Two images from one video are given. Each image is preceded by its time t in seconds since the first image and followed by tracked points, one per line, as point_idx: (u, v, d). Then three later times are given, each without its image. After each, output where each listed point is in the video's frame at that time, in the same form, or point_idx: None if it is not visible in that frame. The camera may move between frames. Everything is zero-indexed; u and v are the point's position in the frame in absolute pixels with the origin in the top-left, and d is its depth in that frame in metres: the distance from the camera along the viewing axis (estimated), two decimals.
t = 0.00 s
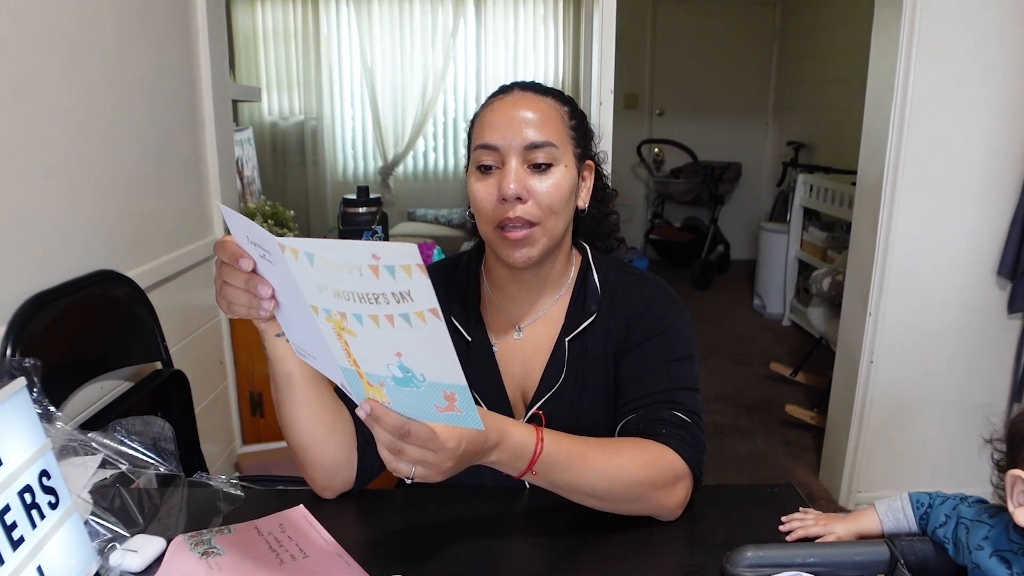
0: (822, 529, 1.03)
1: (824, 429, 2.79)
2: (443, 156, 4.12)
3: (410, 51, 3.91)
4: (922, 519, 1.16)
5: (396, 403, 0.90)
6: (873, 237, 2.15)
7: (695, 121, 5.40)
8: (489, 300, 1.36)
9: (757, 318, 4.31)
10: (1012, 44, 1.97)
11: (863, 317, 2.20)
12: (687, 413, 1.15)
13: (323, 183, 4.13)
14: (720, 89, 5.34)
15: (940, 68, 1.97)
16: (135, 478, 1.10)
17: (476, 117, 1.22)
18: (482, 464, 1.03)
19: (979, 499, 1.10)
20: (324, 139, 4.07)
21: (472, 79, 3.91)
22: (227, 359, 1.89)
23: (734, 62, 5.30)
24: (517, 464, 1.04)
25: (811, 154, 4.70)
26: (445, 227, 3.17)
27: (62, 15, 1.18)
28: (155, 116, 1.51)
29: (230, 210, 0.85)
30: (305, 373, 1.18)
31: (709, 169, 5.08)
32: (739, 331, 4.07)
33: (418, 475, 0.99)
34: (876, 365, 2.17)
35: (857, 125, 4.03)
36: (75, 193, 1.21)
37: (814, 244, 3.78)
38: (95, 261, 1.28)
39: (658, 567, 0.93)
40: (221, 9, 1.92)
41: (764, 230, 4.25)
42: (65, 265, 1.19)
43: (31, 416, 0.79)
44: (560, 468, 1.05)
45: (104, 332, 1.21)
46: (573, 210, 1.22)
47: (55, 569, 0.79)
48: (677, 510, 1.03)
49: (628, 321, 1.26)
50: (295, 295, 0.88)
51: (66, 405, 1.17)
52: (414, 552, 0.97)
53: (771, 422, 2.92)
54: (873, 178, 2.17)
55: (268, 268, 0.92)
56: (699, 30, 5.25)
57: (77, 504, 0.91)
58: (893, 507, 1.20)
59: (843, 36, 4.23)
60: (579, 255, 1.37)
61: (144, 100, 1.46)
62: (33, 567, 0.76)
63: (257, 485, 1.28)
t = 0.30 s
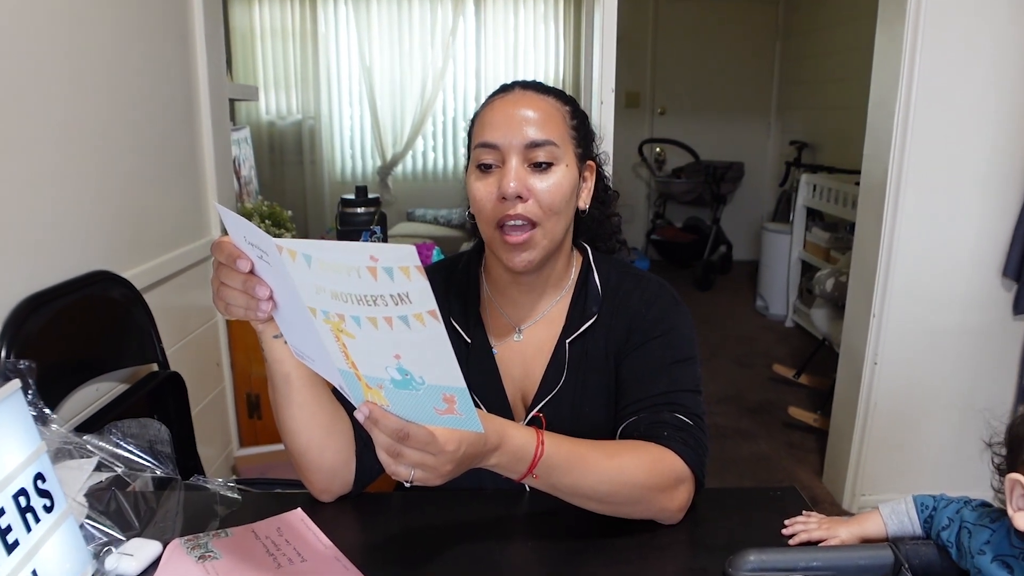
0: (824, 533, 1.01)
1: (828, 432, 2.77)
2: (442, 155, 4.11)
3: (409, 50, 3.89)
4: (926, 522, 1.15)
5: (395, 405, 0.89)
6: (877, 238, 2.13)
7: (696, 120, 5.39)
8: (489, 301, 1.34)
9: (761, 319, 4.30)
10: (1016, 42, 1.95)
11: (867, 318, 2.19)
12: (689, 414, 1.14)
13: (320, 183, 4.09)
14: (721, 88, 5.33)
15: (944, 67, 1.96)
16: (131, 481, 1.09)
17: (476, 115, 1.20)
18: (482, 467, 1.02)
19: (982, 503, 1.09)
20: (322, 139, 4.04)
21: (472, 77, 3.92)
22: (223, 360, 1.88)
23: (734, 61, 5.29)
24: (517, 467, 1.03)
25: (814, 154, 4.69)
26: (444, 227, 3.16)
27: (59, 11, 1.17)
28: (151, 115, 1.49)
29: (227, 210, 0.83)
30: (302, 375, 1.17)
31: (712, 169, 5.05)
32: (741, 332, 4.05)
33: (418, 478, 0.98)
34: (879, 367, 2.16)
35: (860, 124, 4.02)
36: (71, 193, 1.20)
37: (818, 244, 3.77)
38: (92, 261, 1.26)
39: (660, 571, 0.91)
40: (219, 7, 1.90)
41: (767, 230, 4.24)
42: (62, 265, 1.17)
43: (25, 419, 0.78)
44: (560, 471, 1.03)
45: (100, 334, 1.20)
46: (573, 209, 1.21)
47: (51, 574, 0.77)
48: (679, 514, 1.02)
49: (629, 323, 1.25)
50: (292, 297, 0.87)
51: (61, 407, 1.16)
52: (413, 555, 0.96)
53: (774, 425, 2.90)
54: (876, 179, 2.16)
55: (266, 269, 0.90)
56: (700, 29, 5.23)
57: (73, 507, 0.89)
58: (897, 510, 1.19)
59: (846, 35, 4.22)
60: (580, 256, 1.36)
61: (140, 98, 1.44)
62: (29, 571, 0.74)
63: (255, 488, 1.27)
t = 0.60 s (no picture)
0: (827, 537, 1.00)
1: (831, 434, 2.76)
2: (442, 155, 4.10)
3: (407, 48, 3.87)
4: (930, 525, 1.14)
5: (392, 408, 0.88)
6: (881, 238, 2.12)
7: (698, 120, 5.38)
8: (488, 302, 1.33)
9: (764, 321, 4.29)
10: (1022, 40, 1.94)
11: (871, 320, 2.18)
12: (691, 417, 1.13)
13: (318, 182, 4.05)
14: (722, 88, 5.32)
15: (948, 66, 1.95)
16: (127, 484, 1.08)
17: (473, 115, 1.19)
18: (481, 471, 1.01)
19: (988, 506, 1.08)
20: (321, 138, 4.01)
21: (471, 76, 3.91)
22: (220, 362, 1.87)
23: (736, 61, 5.28)
24: (517, 470, 1.02)
25: (818, 154, 4.67)
26: (443, 227, 3.14)
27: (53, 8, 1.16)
28: (147, 114, 1.48)
29: (223, 211, 0.82)
30: (299, 378, 1.16)
31: (714, 169, 5.02)
32: (744, 333, 4.04)
33: (416, 482, 0.97)
34: (883, 369, 2.15)
35: (863, 123, 4.00)
36: (67, 194, 1.19)
37: (821, 244, 3.75)
38: (87, 262, 1.25)
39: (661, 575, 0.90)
40: (217, 5, 1.89)
41: (770, 230, 4.22)
42: (58, 266, 1.16)
43: (20, 421, 0.76)
44: (561, 475, 1.02)
45: (96, 335, 1.18)
46: (573, 209, 1.19)
47: None
48: (680, 517, 1.00)
49: (630, 324, 1.23)
50: (289, 298, 0.86)
51: (56, 410, 1.15)
52: (411, 560, 0.95)
53: (777, 427, 2.89)
54: (879, 179, 2.14)
55: (263, 270, 0.89)
56: (700, 28, 5.22)
57: (68, 510, 0.89)
58: (901, 513, 1.18)
59: (848, 34, 4.21)
60: (581, 256, 1.35)
61: (136, 97, 1.43)
62: None
63: (252, 491, 1.26)
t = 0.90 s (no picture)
0: (831, 541, 0.99)
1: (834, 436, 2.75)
2: (440, 154, 4.06)
3: (406, 46, 3.85)
4: (936, 529, 1.13)
5: (390, 411, 0.87)
6: (885, 238, 2.11)
7: (699, 120, 5.37)
8: (488, 303, 1.31)
9: (766, 322, 4.28)
10: None
11: (875, 321, 2.17)
12: (693, 419, 1.11)
13: (315, 184, 4.03)
14: (722, 87, 5.31)
15: (950, 65, 1.94)
16: (123, 487, 1.07)
17: (472, 115, 1.18)
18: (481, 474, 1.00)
19: (995, 508, 1.07)
20: (319, 137, 4.00)
21: (470, 75, 3.86)
22: (217, 363, 1.85)
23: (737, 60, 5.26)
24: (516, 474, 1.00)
25: (820, 153, 4.67)
26: (442, 227, 3.13)
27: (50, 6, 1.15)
28: (143, 112, 1.47)
29: (219, 211, 0.81)
30: (298, 380, 1.14)
31: (716, 169, 5.01)
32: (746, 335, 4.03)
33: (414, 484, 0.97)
34: (887, 371, 2.13)
35: (866, 123, 3.99)
36: (63, 194, 1.18)
37: (824, 245, 3.75)
38: (82, 262, 1.24)
39: None
40: (215, 3, 1.88)
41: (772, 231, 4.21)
42: (53, 267, 1.15)
43: (14, 423, 0.75)
44: (562, 478, 1.01)
45: (93, 337, 1.17)
46: (573, 209, 1.18)
47: None
48: (682, 520, 0.99)
49: (631, 325, 1.22)
50: (286, 300, 0.85)
51: (51, 412, 1.14)
52: (410, 564, 0.94)
53: (780, 430, 2.88)
54: (882, 179, 2.13)
55: (260, 271, 0.88)
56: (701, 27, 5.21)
57: (63, 514, 0.87)
58: (906, 516, 1.17)
59: (852, 33, 4.20)
60: (582, 257, 1.34)
61: (131, 96, 1.42)
62: None
63: (250, 495, 1.25)
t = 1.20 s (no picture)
0: (835, 544, 0.98)
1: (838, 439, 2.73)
2: (440, 153, 3.84)
3: (406, 43, 3.61)
4: (940, 532, 1.11)
5: (388, 413, 0.85)
6: (889, 239, 2.10)
7: (702, 120, 5.36)
8: (490, 305, 1.30)
9: (770, 323, 4.26)
10: None
11: (879, 323, 2.16)
12: (695, 422, 1.10)
13: (314, 185, 3.86)
14: (723, 88, 5.30)
15: (956, 65, 1.93)
16: (119, 490, 1.05)
17: (465, 118, 1.17)
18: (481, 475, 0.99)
19: (1000, 511, 1.06)
20: (317, 136, 3.82)
21: (468, 72, 3.59)
22: (213, 365, 1.84)
23: (739, 60, 5.24)
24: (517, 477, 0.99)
25: (824, 152, 4.65)
26: (443, 228, 3.11)
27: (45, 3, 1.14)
28: (138, 111, 1.45)
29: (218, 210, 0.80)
30: (299, 380, 1.13)
31: (719, 169, 5.00)
32: (749, 336, 4.01)
33: (414, 488, 0.97)
34: (891, 373, 2.13)
35: (870, 122, 3.97)
36: (60, 193, 1.17)
37: (828, 245, 3.74)
38: (80, 262, 1.23)
39: None
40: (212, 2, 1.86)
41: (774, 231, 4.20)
42: (48, 267, 1.14)
43: (8, 423, 0.72)
44: (564, 481, 1.00)
45: (89, 338, 1.16)
46: (576, 204, 1.17)
47: None
48: (684, 524, 0.98)
49: (636, 328, 1.21)
50: (284, 301, 0.83)
51: (47, 414, 1.13)
52: (409, 568, 0.92)
53: (783, 432, 2.86)
54: (886, 179, 2.12)
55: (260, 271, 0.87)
56: (701, 28, 5.20)
57: (59, 518, 0.85)
58: (910, 520, 1.15)
59: (856, 33, 4.17)
60: (585, 258, 1.33)
61: (125, 95, 1.39)
62: None
63: (248, 498, 1.24)
